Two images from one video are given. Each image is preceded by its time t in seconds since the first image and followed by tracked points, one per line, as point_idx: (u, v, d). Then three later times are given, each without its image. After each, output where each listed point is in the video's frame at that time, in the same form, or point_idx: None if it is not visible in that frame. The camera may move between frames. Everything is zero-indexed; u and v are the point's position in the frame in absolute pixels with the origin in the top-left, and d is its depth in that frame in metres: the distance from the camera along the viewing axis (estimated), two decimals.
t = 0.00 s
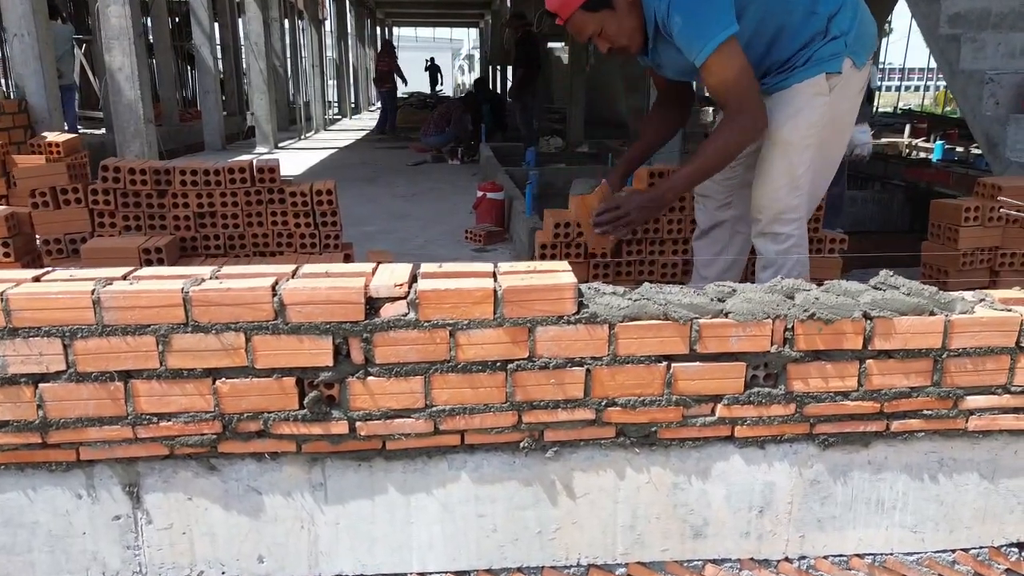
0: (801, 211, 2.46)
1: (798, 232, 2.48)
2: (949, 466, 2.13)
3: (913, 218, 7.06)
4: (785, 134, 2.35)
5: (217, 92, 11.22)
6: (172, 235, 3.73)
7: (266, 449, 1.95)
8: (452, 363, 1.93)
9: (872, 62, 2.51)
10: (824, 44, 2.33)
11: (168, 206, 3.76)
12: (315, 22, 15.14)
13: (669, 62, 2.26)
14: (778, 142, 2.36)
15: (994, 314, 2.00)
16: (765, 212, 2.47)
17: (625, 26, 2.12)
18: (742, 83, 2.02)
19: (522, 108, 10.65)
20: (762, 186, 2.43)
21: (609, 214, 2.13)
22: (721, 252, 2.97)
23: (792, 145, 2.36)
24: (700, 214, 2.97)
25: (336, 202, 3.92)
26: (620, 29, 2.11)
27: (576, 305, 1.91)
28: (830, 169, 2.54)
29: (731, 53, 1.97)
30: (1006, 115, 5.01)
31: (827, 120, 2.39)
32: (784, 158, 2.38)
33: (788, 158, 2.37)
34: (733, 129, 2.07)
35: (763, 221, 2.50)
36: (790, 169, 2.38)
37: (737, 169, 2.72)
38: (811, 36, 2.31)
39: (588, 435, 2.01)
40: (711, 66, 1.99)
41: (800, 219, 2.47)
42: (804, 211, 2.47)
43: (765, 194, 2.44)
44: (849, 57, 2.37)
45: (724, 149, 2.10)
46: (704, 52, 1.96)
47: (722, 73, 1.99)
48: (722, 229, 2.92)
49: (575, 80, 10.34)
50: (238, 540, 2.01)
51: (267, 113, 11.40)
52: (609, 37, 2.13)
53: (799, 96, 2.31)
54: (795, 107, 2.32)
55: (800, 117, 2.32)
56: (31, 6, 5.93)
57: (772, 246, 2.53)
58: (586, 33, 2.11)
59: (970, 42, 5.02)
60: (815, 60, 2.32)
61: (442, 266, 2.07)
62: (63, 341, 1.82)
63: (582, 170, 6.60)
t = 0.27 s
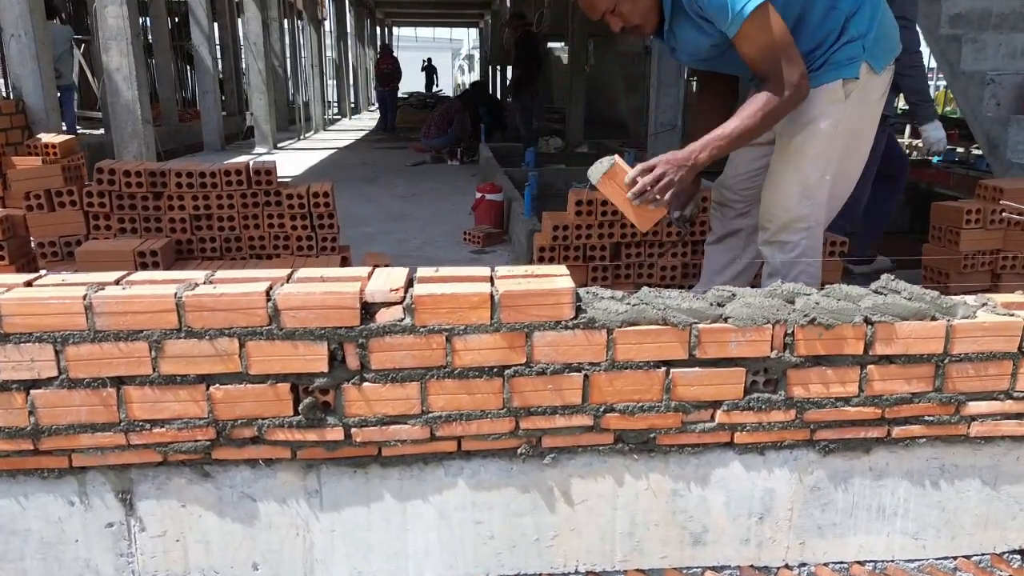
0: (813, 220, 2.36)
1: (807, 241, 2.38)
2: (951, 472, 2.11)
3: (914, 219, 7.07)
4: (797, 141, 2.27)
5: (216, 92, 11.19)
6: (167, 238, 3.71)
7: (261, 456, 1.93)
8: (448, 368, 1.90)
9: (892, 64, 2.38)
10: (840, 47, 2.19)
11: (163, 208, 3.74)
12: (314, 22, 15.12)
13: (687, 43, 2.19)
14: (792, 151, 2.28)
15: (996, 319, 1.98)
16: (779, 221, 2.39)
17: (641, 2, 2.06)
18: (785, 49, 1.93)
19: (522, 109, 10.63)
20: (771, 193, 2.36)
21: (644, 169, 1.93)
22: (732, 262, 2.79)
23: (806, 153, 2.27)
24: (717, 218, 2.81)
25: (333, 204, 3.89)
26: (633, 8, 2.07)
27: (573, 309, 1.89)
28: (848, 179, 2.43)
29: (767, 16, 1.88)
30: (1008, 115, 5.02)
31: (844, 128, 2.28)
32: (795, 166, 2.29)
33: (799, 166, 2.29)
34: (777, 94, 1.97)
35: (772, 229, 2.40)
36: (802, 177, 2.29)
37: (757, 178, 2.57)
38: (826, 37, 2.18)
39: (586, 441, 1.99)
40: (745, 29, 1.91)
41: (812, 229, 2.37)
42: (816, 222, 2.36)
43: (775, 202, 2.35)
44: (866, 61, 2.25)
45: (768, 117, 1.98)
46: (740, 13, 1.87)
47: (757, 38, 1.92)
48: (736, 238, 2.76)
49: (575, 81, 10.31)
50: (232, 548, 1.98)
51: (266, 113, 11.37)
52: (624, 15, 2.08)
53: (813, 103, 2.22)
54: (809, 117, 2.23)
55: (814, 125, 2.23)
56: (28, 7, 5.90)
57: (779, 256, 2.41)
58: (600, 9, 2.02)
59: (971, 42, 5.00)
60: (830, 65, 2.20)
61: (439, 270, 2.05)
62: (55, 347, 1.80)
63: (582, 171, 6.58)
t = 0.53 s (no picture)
0: (814, 228, 2.33)
1: (806, 249, 2.37)
2: (949, 476, 2.09)
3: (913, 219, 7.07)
4: (801, 149, 2.24)
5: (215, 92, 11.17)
6: (163, 240, 3.70)
7: (255, 460, 1.92)
8: (443, 372, 1.89)
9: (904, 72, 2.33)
10: (851, 53, 2.19)
11: (159, 210, 3.73)
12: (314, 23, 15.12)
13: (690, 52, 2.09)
14: (795, 160, 2.25)
15: (995, 322, 1.97)
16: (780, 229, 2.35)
17: (644, 7, 1.96)
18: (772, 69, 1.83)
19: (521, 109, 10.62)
20: (773, 201, 2.32)
21: (632, 230, 1.89)
22: (735, 267, 2.75)
23: (809, 162, 2.24)
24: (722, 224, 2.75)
25: (330, 206, 3.88)
26: (637, 12, 1.96)
27: (569, 313, 1.88)
28: (852, 187, 2.39)
29: (762, 35, 1.78)
30: (1006, 118, 4.96)
31: (849, 137, 2.24)
32: (797, 174, 2.26)
33: (802, 175, 2.26)
34: (757, 118, 1.88)
35: (771, 237, 2.36)
36: (804, 185, 2.26)
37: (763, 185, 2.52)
38: (836, 43, 2.18)
39: (582, 446, 1.98)
40: (738, 48, 1.81)
41: (812, 237, 2.35)
42: (817, 230, 2.34)
43: (776, 210, 2.32)
44: (877, 69, 2.20)
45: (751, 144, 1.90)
46: (735, 30, 1.77)
47: (746, 57, 1.82)
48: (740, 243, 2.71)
49: (574, 81, 10.30)
50: (226, 552, 1.97)
51: (265, 113, 11.35)
52: (627, 20, 1.98)
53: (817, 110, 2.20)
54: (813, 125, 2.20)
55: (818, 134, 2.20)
56: (26, 7, 5.89)
57: (778, 263, 2.40)
58: (602, 14, 1.95)
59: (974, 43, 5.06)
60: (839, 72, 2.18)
61: (434, 273, 2.04)
62: (47, 351, 1.78)
63: (581, 172, 6.57)
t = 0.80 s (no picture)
0: (810, 229, 2.34)
1: (802, 251, 2.37)
2: (943, 478, 2.09)
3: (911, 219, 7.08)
4: (796, 151, 2.24)
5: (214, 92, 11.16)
6: (158, 241, 3.70)
7: (247, 462, 1.92)
8: (436, 374, 1.89)
9: (900, 73, 2.33)
10: (849, 54, 2.18)
11: (155, 211, 3.73)
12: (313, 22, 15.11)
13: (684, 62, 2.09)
14: (790, 161, 2.25)
15: (989, 324, 1.97)
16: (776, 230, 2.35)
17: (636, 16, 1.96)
18: (749, 84, 1.83)
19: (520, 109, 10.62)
20: (769, 203, 2.32)
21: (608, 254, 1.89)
22: (735, 271, 2.74)
23: (804, 165, 2.24)
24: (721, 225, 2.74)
25: (325, 206, 3.88)
26: (628, 22, 1.97)
27: (562, 315, 1.87)
28: (849, 188, 2.40)
29: (742, 47, 1.80)
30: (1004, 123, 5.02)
31: (845, 138, 2.24)
32: (793, 175, 2.26)
33: (799, 177, 2.25)
34: (726, 137, 1.87)
35: (768, 240, 2.38)
36: (801, 187, 2.26)
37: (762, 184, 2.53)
38: (833, 45, 2.18)
39: (575, 447, 1.97)
40: (719, 62, 1.82)
41: (808, 239, 2.36)
42: (813, 232, 2.34)
43: (773, 212, 2.32)
44: (873, 69, 2.20)
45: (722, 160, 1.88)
46: (718, 43, 1.78)
47: (723, 71, 1.82)
48: (739, 246, 2.71)
49: (573, 81, 10.30)
50: (219, 554, 1.97)
51: (264, 113, 11.34)
52: (619, 31, 1.99)
53: (812, 111, 2.20)
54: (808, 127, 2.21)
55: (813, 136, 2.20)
56: (23, 7, 5.88)
57: (774, 266, 2.41)
58: (593, 26, 1.95)
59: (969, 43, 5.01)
60: (835, 72, 2.17)
61: (427, 275, 2.03)
62: (38, 353, 1.78)
63: (579, 172, 6.56)
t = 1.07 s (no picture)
0: (804, 229, 2.33)
1: (797, 251, 2.36)
2: (942, 480, 2.09)
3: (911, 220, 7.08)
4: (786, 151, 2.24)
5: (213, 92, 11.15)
6: (157, 242, 3.70)
7: (246, 465, 1.92)
8: (435, 376, 1.89)
9: (887, 72, 2.33)
10: (835, 55, 2.18)
11: (154, 213, 3.74)
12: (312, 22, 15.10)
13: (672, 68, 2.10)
14: (780, 162, 2.25)
15: (987, 326, 1.97)
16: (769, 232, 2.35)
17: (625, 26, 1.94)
18: (729, 89, 1.85)
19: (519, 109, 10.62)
20: (761, 204, 2.32)
21: (592, 262, 1.89)
22: (732, 274, 2.74)
23: (796, 165, 2.24)
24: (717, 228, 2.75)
25: (324, 208, 3.88)
26: (617, 33, 1.95)
27: (561, 317, 1.88)
28: (840, 188, 2.39)
29: (722, 53, 1.80)
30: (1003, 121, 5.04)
31: (833, 138, 2.24)
32: (784, 176, 2.26)
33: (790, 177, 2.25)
34: (706, 141, 1.89)
35: (762, 240, 2.38)
36: (792, 188, 2.26)
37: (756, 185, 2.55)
38: (819, 46, 2.18)
39: (574, 449, 1.97)
40: (698, 67, 1.83)
41: (801, 240, 2.35)
42: (807, 233, 2.34)
43: (765, 214, 2.32)
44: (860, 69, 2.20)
45: (702, 163, 1.90)
46: (696, 50, 1.79)
47: (702, 77, 1.84)
48: (735, 248, 2.71)
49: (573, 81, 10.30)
50: (218, 556, 1.97)
51: (263, 113, 11.33)
52: (608, 43, 1.98)
53: (801, 112, 2.21)
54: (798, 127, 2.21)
55: (803, 136, 2.20)
56: (22, 7, 5.87)
57: (768, 266, 2.41)
58: (582, 41, 1.95)
59: (968, 44, 4.99)
60: (821, 74, 2.18)
61: (426, 277, 2.03)
62: (37, 355, 1.78)
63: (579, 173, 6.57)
